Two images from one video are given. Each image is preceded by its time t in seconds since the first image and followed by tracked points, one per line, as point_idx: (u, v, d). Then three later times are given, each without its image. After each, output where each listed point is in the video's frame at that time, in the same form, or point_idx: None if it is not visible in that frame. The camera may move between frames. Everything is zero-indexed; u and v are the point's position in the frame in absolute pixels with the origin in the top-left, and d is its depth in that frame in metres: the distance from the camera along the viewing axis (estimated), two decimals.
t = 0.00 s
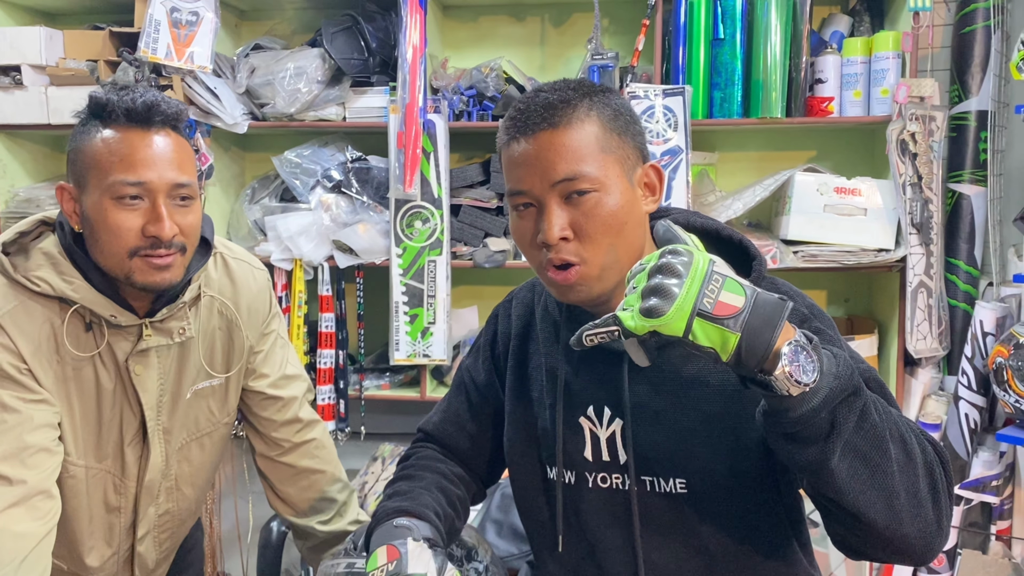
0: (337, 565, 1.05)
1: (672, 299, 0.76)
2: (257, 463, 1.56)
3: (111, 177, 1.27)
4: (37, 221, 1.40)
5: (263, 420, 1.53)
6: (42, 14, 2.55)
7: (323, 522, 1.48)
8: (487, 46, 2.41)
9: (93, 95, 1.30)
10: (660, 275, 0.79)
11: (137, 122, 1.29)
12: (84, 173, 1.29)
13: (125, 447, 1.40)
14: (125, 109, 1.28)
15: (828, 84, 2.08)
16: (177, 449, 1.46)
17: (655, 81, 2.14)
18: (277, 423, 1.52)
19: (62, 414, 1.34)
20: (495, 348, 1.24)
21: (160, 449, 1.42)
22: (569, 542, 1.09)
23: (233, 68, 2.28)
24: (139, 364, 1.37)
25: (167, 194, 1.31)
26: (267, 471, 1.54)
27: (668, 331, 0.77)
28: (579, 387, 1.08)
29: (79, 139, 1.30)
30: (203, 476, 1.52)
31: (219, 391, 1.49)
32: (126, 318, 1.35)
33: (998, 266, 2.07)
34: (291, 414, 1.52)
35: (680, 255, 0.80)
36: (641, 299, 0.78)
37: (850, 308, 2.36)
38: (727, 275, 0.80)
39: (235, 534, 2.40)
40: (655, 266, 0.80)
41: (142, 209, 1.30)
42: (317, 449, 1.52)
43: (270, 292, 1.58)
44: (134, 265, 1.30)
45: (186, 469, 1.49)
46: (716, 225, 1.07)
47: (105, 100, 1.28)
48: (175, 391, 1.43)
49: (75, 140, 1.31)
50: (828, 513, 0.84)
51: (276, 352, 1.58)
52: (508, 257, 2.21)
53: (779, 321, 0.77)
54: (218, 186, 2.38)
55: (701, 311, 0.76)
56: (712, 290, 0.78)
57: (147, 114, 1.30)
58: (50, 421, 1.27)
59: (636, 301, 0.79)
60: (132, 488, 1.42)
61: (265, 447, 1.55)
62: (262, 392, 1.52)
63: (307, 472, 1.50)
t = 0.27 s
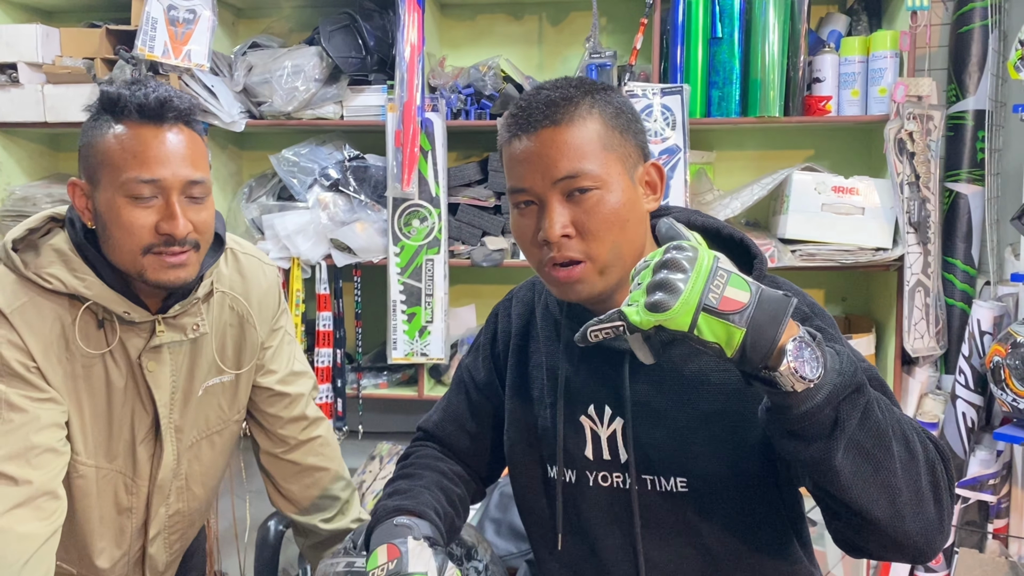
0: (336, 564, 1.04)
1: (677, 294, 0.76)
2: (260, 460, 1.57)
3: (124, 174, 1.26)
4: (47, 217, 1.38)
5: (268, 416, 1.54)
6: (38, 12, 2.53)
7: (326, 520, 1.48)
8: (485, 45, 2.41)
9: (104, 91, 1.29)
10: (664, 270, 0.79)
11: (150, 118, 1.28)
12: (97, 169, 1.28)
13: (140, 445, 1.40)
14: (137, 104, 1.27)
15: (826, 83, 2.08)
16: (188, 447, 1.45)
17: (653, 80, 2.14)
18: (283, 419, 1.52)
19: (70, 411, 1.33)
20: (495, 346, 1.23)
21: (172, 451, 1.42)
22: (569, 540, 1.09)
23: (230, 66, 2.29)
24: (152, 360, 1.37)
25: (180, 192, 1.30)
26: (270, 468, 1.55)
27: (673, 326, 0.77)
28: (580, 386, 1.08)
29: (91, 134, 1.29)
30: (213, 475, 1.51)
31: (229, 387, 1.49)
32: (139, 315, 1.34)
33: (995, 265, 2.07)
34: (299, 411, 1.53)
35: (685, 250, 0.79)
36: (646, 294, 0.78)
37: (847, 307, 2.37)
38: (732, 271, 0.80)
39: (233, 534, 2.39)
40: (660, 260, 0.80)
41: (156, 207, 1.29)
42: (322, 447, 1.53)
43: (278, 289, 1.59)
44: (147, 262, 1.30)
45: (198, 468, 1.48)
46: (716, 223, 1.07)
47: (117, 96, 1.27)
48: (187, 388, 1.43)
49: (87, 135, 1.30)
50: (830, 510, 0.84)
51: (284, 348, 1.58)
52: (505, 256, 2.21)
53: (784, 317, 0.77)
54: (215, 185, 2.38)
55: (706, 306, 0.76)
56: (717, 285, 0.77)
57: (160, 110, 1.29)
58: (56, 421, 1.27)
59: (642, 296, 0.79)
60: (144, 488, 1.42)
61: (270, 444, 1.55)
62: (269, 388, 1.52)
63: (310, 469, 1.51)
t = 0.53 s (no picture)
0: (332, 564, 1.04)
1: (673, 295, 0.77)
2: (262, 457, 1.56)
3: (122, 169, 1.26)
4: (44, 212, 1.38)
5: (272, 412, 1.54)
6: (34, 9, 2.53)
7: (331, 515, 1.48)
8: (482, 43, 2.41)
9: (100, 85, 1.29)
10: (661, 271, 0.79)
11: (147, 111, 1.27)
12: (94, 165, 1.28)
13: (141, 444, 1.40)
14: (134, 98, 1.26)
15: (822, 82, 2.09)
16: (188, 446, 1.45)
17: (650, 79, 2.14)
18: (288, 414, 1.53)
19: (67, 409, 1.32)
20: (491, 346, 1.23)
21: (172, 450, 1.42)
22: (565, 540, 1.09)
23: (226, 64, 2.28)
24: (153, 356, 1.37)
25: (178, 186, 1.30)
26: (274, 462, 1.54)
27: (669, 327, 0.77)
28: (576, 387, 1.08)
29: (87, 129, 1.29)
30: (214, 474, 1.52)
31: (230, 385, 1.49)
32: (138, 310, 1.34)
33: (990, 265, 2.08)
34: (303, 406, 1.54)
35: (681, 251, 0.80)
36: (642, 295, 0.78)
37: (843, 306, 2.37)
38: (727, 273, 0.80)
39: (229, 532, 2.39)
40: (656, 262, 0.80)
41: (154, 202, 1.29)
42: (327, 441, 1.54)
43: (281, 285, 1.59)
44: (147, 257, 1.30)
45: (198, 468, 1.48)
46: (712, 223, 1.07)
47: (112, 90, 1.27)
48: (186, 385, 1.43)
49: (83, 130, 1.29)
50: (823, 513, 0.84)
51: (287, 345, 1.59)
52: (502, 255, 2.22)
53: (780, 318, 0.77)
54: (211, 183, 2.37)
55: (702, 307, 0.77)
56: (713, 287, 0.78)
57: (157, 101, 1.28)
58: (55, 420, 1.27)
59: (638, 297, 0.79)
60: (145, 489, 1.42)
61: (274, 440, 1.55)
62: (273, 383, 1.53)
63: (315, 464, 1.51)
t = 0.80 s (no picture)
0: (328, 561, 1.04)
1: (668, 299, 0.76)
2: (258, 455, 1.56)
3: (131, 173, 1.26)
4: (51, 209, 1.37)
5: (267, 412, 1.53)
6: (30, 5, 2.52)
7: (321, 516, 1.49)
8: (479, 40, 2.40)
9: (112, 85, 1.28)
10: (655, 275, 0.78)
11: (158, 114, 1.27)
12: (104, 166, 1.28)
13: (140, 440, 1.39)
14: (146, 100, 1.26)
15: (820, 79, 2.09)
16: (188, 445, 1.45)
17: (647, 76, 2.14)
18: (282, 415, 1.52)
19: (69, 407, 1.32)
20: (487, 342, 1.23)
21: (172, 448, 1.42)
22: (561, 538, 1.09)
23: (223, 60, 2.28)
24: (157, 356, 1.37)
25: (187, 190, 1.29)
26: (267, 464, 1.54)
27: (665, 331, 0.76)
28: (573, 384, 1.08)
29: (98, 128, 1.28)
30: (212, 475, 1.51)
31: (230, 385, 1.48)
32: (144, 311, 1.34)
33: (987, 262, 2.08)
34: (297, 408, 1.53)
35: (675, 255, 0.79)
36: (637, 299, 0.78)
37: (840, 303, 2.37)
38: (722, 275, 0.80)
39: (226, 529, 2.39)
40: (651, 265, 0.80)
41: (163, 206, 1.28)
42: (320, 443, 1.52)
43: (280, 284, 1.58)
44: (154, 261, 1.29)
45: (197, 466, 1.48)
46: (707, 221, 1.07)
47: (124, 91, 1.26)
48: (189, 385, 1.43)
49: (94, 129, 1.29)
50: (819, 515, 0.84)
51: (285, 343, 1.58)
52: (500, 252, 2.21)
53: (775, 322, 0.77)
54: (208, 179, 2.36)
55: (698, 312, 0.76)
56: (708, 290, 0.78)
57: (170, 104, 1.28)
58: (54, 418, 1.26)
59: (633, 301, 0.78)
60: (142, 485, 1.42)
61: (268, 440, 1.54)
62: (269, 384, 1.52)
63: (306, 466, 1.51)
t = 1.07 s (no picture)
0: (325, 556, 1.04)
1: (665, 294, 0.76)
2: (252, 449, 1.56)
3: (139, 197, 1.19)
4: (46, 208, 1.36)
5: (259, 405, 1.53)
6: None
7: (317, 509, 1.48)
8: (477, 34, 2.40)
9: (125, 98, 1.22)
10: (652, 270, 0.78)
11: (171, 136, 1.20)
12: (110, 181, 1.21)
13: (131, 437, 1.39)
14: (161, 120, 1.19)
15: (819, 75, 2.09)
16: (179, 442, 1.45)
17: (646, 71, 2.13)
18: (274, 408, 1.52)
19: (63, 401, 1.31)
20: (484, 337, 1.23)
21: (166, 442, 1.41)
22: (558, 534, 1.09)
23: (220, 55, 2.26)
24: (150, 353, 1.35)
25: (193, 216, 1.23)
26: (262, 457, 1.54)
27: (662, 326, 0.76)
28: (570, 380, 1.08)
29: (108, 140, 1.21)
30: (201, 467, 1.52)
31: (219, 382, 1.47)
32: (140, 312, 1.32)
33: (985, 259, 2.08)
34: (289, 400, 1.53)
35: (672, 249, 0.79)
36: (634, 294, 0.77)
37: (838, 299, 2.37)
38: (720, 270, 0.80)
39: (223, 524, 2.39)
40: (647, 260, 0.79)
41: (168, 230, 1.22)
42: (314, 436, 1.52)
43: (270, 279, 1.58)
44: (153, 279, 1.26)
45: (187, 461, 1.48)
46: (705, 215, 1.07)
47: (140, 103, 1.20)
48: (184, 381, 1.42)
49: (104, 141, 1.22)
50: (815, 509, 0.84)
51: (275, 337, 1.57)
52: (497, 247, 2.21)
53: (772, 317, 0.76)
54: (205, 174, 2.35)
55: (695, 306, 0.76)
56: (705, 285, 0.77)
57: (188, 123, 1.21)
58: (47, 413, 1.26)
59: (629, 295, 0.78)
60: (134, 479, 1.41)
61: (262, 432, 1.54)
62: (260, 377, 1.51)
63: (302, 458, 1.51)
